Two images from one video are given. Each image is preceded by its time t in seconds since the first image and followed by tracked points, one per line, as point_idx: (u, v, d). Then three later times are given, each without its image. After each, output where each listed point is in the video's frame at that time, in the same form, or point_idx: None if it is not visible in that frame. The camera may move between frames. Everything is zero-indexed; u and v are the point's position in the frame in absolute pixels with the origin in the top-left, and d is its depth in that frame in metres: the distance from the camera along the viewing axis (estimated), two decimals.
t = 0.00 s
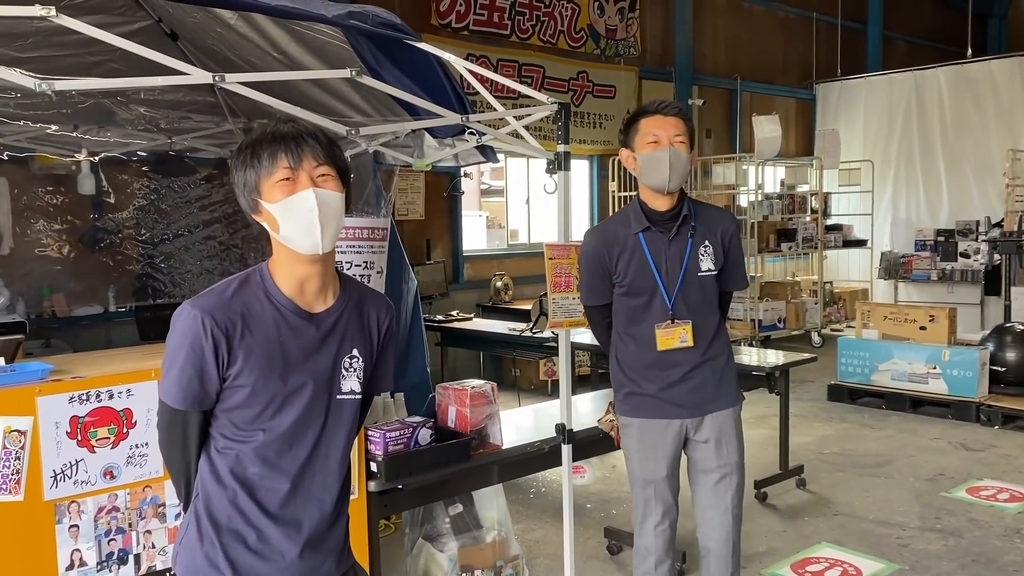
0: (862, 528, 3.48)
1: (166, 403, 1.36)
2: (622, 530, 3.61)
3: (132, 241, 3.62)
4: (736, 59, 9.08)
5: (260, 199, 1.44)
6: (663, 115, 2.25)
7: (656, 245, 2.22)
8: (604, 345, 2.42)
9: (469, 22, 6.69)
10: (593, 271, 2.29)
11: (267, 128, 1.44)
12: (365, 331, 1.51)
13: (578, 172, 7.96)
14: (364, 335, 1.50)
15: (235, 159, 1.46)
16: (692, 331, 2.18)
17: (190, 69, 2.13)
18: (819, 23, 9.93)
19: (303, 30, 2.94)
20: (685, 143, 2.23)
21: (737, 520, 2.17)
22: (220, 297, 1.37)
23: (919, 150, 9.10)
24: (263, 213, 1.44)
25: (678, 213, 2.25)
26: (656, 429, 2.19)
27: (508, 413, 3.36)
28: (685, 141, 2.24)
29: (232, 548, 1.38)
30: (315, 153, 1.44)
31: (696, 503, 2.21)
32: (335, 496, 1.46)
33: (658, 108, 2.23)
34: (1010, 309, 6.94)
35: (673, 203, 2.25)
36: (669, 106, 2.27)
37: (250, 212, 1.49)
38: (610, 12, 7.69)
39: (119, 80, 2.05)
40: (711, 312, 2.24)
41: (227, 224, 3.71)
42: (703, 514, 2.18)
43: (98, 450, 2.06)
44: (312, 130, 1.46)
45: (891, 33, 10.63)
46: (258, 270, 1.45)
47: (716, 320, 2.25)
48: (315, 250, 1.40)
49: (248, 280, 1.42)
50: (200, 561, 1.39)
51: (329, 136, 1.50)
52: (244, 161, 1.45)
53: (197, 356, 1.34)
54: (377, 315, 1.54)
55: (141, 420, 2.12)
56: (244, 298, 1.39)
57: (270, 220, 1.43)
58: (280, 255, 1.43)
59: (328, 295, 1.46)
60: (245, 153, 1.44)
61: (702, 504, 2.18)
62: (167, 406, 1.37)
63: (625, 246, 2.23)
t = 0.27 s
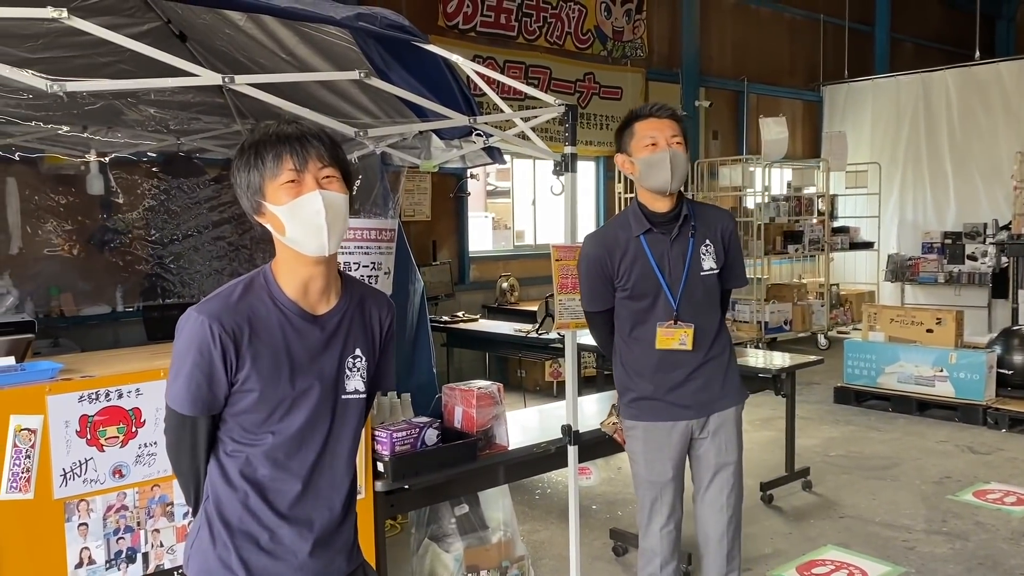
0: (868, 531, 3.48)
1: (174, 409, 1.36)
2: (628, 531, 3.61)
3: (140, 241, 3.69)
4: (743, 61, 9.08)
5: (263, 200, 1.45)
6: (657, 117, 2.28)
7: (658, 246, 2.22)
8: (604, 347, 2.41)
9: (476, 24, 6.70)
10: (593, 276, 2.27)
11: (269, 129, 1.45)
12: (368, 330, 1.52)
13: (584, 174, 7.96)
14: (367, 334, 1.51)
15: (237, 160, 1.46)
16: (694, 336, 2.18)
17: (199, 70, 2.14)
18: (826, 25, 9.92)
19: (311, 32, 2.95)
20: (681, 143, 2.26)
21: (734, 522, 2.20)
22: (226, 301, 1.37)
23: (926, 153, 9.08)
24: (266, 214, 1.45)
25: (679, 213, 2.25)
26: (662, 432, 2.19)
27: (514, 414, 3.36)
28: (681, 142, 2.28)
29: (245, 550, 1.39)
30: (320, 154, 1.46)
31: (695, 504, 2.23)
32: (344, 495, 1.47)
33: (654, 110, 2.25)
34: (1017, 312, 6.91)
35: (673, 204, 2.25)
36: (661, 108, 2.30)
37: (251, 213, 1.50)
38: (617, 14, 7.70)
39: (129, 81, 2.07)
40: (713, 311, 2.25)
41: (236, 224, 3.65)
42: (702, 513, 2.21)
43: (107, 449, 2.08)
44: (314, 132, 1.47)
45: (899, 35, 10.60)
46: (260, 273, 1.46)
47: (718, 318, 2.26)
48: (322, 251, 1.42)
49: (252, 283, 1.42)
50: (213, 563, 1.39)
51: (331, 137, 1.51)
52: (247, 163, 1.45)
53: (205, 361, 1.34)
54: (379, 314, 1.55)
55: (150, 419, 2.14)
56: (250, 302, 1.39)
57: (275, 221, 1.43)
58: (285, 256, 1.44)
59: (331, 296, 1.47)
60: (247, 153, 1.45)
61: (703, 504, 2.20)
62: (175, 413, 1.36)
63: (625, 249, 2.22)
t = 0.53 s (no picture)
0: (874, 534, 3.47)
1: (180, 416, 1.35)
2: (633, 533, 3.61)
3: (148, 241, 3.77)
4: (749, 63, 9.07)
5: (261, 201, 1.44)
6: (659, 118, 2.28)
7: (661, 247, 2.22)
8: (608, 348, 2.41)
9: (482, 25, 6.71)
10: (597, 277, 2.27)
11: (265, 129, 1.45)
12: (368, 326, 1.52)
13: (590, 176, 7.96)
14: (367, 330, 1.52)
15: (232, 160, 1.45)
16: (698, 335, 2.18)
17: (207, 71, 2.14)
18: (832, 27, 9.91)
19: (318, 33, 2.96)
20: (683, 144, 2.27)
21: (756, 527, 2.17)
22: (229, 306, 1.36)
23: (933, 155, 9.05)
24: (265, 216, 1.44)
25: (681, 214, 2.25)
26: (666, 434, 2.19)
27: (519, 415, 3.36)
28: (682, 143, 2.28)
29: (258, 552, 1.39)
30: (319, 154, 1.46)
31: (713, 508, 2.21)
32: (352, 489, 1.48)
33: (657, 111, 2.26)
34: None
35: (675, 205, 2.26)
36: (662, 109, 2.30)
37: (247, 213, 1.48)
38: (623, 16, 7.70)
39: (138, 82, 2.08)
40: (717, 312, 2.25)
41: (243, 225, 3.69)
42: (721, 516, 2.18)
43: (115, 448, 2.09)
44: (311, 131, 1.47)
45: (905, 37, 10.59)
46: (259, 274, 1.45)
47: (722, 319, 2.26)
48: (322, 251, 1.42)
49: (253, 287, 1.41)
50: (227, 565, 1.39)
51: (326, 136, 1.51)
52: (244, 163, 1.44)
53: (212, 367, 1.33)
54: (378, 309, 1.55)
55: (157, 419, 2.14)
56: (254, 305, 1.38)
57: (274, 222, 1.43)
58: (283, 257, 1.44)
59: (331, 294, 1.47)
60: (243, 154, 1.44)
61: (721, 507, 2.18)
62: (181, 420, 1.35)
63: (628, 249, 2.22)
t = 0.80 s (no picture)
0: (879, 537, 3.46)
1: (185, 424, 1.35)
2: (638, 536, 3.61)
3: (156, 243, 3.75)
4: (753, 66, 9.08)
5: (273, 209, 1.44)
6: (670, 121, 2.30)
7: (671, 249, 2.22)
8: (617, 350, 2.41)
9: (488, 29, 6.72)
10: (606, 279, 2.27)
11: (280, 134, 1.44)
12: (369, 330, 1.53)
13: (595, 179, 7.97)
14: (369, 333, 1.53)
15: (247, 159, 1.43)
16: (707, 338, 2.18)
17: (215, 75, 2.15)
18: (837, 31, 9.92)
19: (325, 36, 2.96)
20: (694, 147, 2.27)
21: (772, 534, 2.15)
22: (236, 314, 1.36)
23: (938, 158, 9.04)
24: (276, 223, 1.44)
25: (690, 217, 2.26)
26: (675, 436, 2.20)
27: (525, 418, 3.36)
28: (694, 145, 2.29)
29: (262, 554, 1.40)
30: (335, 166, 1.45)
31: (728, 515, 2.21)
32: (354, 490, 1.50)
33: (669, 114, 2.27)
34: None
35: (686, 207, 2.26)
36: (673, 111, 2.31)
37: (257, 216, 1.48)
38: (627, 19, 7.72)
39: (147, 85, 2.09)
40: (727, 315, 2.24)
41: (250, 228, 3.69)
42: (737, 524, 2.18)
43: (123, 450, 2.09)
44: (330, 143, 1.45)
45: (910, 40, 10.58)
46: (264, 280, 1.45)
47: (732, 322, 2.25)
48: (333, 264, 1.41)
49: (259, 294, 1.40)
50: (231, 564, 1.41)
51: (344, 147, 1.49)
52: (258, 168, 1.43)
53: (221, 377, 1.32)
54: (380, 313, 1.56)
55: (164, 420, 2.15)
56: (259, 313, 1.38)
57: (282, 230, 1.42)
58: (288, 265, 1.43)
59: (333, 300, 1.47)
60: (257, 158, 1.43)
61: (737, 515, 2.18)
62: (187, 427, 1.35)
63: (638, 251, 2.22)
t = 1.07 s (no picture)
0: (882, 542, 3.46)
1: (186, 428, 1.35)
2: (642, 540, 3.61)
3: (161, 248, 3.79)
4: (757, 69, 9.08)
5: (260, 211, 1.46)
6: (696, 124, 2.29)
7: (693, 252, 2.23)
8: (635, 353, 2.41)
9: (491, 32, 6.73)
10: (626, 279, 2.27)
11: (261, 137, 1.45)
12: (369, 331, 1.54)
13: (598, 182, 7.97)
14: (368, 335, 1.53)
15: (232, 167, 1.46)
16: (725, 342, 2.17)
17: (221, 79, 2.15)
18: (841, 34, 9.92)
19: (331, 41, 2.95)
20: (719, 150, 2.27)
21: (783, 545, 2.15)
22: (235, 317, 1.36)
23: (941, 162, 9.04)
24: (265, 225, 1.45)
25: (714, 220, 2.26)
26: (688, 442, 2.19)
27: (528, 421, 3.35)
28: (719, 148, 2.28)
29: (267, 558, 1.40)
30: (317, 165, 1.47)
31: (738, 523, 2.21)
32: (357, 492, 1.51)
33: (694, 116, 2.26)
34: None
35: (709, 210, 2.26)
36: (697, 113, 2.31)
37: (247, 222, 1.50)
38: (630, 22, 7.73)
39: (153, 89, 2.09)
40: (747, 321, 2.24)
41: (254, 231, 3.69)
42: (747, 532, 2.18)
43: (127, 454, 2.10)
44: (309, 139, 1.47)
45: (913, 43, 10.58)
46: (261, 284, 1.45)
47: (751, 327, 2.24)
48: (323, 262, 1.42)
49: (257, 297, 1.41)
50: (236, 568, 1.41)
51: (326, 144, 1.51)
52: (243, 172, 1.45)
53: (221, 379, 1.33)
54: (379, 314, 1.57)
55: (168, 424, 2.16)
56: (258, 316, 1.38)
57: (273, 231, 1.44)
58: (282, 267, 1.44)
59: (331, 301, 1.48)
60: (240, 162, 1.45)
61: (747, 523, 2.18)
62: (188, 432, 1.35)
63: (660, 252, 2.23)
